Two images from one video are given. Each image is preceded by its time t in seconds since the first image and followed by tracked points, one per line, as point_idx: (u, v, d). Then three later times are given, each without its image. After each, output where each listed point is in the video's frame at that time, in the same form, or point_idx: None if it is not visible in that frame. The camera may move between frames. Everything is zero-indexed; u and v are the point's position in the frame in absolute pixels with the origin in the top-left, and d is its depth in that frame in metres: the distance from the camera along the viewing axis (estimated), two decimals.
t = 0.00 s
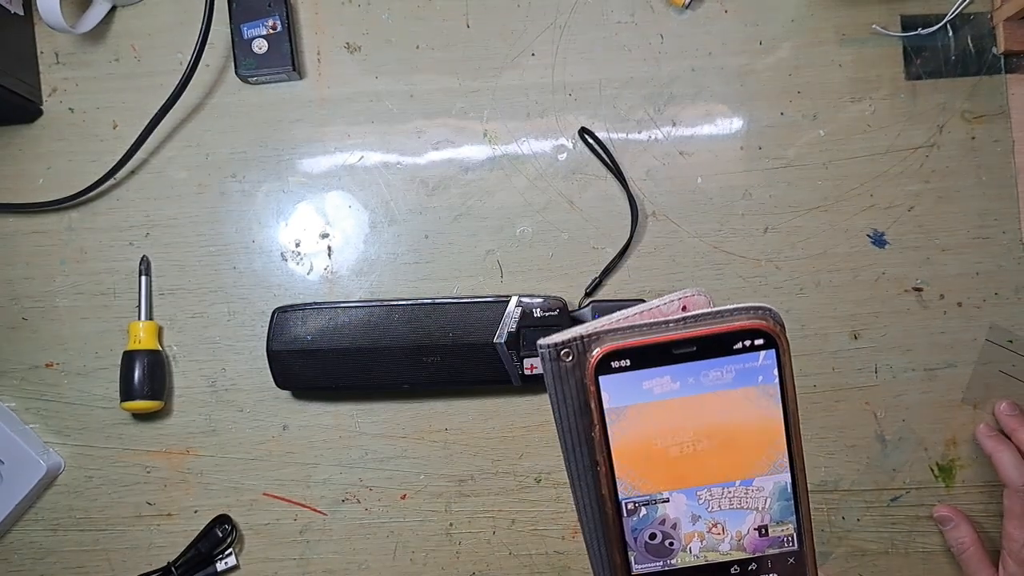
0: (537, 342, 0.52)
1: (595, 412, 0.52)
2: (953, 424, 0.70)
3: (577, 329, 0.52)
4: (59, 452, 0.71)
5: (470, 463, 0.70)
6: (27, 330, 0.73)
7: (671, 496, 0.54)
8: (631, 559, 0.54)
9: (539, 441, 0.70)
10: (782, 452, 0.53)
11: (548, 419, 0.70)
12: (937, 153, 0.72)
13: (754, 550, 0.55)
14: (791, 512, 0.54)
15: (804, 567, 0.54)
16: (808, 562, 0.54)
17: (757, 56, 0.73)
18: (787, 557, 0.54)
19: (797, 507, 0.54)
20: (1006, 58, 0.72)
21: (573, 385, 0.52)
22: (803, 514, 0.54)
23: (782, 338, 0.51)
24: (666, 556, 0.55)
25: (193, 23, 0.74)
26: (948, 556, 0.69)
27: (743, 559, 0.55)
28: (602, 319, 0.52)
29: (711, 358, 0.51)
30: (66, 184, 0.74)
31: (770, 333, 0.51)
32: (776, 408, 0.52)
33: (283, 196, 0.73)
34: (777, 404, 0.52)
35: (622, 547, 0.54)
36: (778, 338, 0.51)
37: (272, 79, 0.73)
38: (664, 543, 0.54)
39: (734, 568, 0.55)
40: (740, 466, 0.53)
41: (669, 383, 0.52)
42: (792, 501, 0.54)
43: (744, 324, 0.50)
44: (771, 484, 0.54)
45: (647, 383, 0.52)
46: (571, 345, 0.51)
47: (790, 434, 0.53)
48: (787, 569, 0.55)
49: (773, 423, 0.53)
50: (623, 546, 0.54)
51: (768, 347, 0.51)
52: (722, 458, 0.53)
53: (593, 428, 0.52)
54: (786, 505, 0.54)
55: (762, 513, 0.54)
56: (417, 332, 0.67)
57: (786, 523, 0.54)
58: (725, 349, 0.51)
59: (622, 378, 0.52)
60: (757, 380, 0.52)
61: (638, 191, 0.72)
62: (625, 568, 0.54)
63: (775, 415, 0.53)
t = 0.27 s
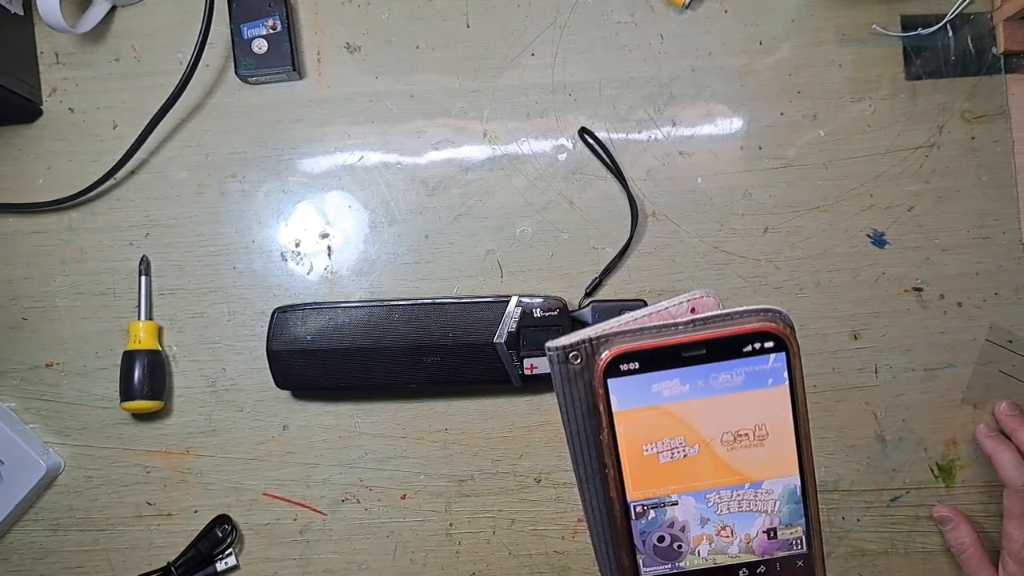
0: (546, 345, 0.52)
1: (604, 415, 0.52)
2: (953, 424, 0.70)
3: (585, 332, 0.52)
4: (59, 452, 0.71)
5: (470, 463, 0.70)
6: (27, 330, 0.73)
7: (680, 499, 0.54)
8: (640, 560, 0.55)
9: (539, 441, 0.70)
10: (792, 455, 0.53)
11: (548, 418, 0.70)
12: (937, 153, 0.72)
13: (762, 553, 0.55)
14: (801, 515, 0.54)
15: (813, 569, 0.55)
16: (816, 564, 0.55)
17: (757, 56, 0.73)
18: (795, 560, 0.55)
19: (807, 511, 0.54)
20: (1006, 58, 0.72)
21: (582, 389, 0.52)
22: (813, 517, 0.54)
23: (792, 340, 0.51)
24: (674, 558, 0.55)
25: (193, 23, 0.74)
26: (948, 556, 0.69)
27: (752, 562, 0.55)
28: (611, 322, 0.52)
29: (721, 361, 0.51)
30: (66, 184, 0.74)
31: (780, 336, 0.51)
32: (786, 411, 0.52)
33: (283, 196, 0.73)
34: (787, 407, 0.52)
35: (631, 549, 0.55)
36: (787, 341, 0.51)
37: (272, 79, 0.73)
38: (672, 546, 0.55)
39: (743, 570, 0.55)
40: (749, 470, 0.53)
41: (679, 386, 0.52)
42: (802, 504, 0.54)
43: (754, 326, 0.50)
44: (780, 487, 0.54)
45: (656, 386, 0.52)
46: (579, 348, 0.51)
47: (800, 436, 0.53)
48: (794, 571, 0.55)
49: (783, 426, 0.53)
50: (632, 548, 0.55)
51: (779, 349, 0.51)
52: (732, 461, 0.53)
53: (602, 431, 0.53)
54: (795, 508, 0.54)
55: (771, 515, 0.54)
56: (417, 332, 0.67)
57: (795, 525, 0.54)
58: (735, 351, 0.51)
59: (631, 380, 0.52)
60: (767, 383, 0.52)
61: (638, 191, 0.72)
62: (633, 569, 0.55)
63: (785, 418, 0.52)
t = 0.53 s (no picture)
0: (561, 346, 0.52)
1: (618, 415, 0.52)
2: (953, 424, 0.70)
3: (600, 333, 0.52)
4: (60, 452, 0.71)
5: (470, 463, 0.70)
6: (27, 330, 0.73)
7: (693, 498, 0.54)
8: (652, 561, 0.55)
9: (539, 441, 0.70)
10: (804, 456, 0.53)
11: (548, 419, 0.70)
12: (937, 153, 0.72)
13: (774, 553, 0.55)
14: (812, 515, 0.54)
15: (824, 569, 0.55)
16: (827, 563, 0.55)
17: (757, 56, 0.73)
18: (807, 559, 0.55)
19: (819, 511, 0.54)
20: (1006, 58, 0.72)
21: (596, 389, 0.52)
22: (824, 517, 0.54)
23: (807, 342, 0.51)
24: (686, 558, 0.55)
25: (193, 23, 0.74)
26: (947, 556, 0.69)
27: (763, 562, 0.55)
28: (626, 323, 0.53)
29: (736, 363, 0.52)
30: (66, 184, 0.74)
31: (795, 338, 0.51)
32: (800, 412, 0.52)
33: (283, 196, 0.73)
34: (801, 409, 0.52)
35: (644, 549, 0.54)
36: (802, 343, 0.51)
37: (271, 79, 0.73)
38: (685, 545, 0.55)
39: (754, 570, 0.55)
40: (763, 470, 0.53)
41: (694, 388, 0.52)
42: (814, 505, 0.54)
43: (769, 328, 0.51)
44: (792, 487, 0.54)
45: (671, 387, 0.52)
46: (594, 349, 0.51)
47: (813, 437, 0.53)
48: (806, 570, 0.55)
49: (797, 427, 0.53)
50: (645, 549, 0.54)
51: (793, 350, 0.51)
52: (745, 461, 0.53)
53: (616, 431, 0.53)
54: (807, 508, 0.54)
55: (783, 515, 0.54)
56: (416, 332, 0.67)
57: (806, 525, 0.54)
58: (750, 353, 0.51)
59: (646, 381, 0.52)
60: (781, 384, 0.52)
61: (638, 191, 0.72)
62: (646, 569, 0.55)
63: (800, 419, 0.52)
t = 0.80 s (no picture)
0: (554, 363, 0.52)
1: (615, 428, 0.52)
2: (953, 424, 0.70)
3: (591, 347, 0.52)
4: (60, 452, 0.71)
5: (470, 463, 0.70)
6: (27, 330, 0.73)
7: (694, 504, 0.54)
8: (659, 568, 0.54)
9: (539, 442, 0.70)
10: (803, 454, 0.53)
11: (548, 418, 0.70)
12: (937, 153, 0.72)
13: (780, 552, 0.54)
14: (814, 512, 0.54)
15: (830, 565, 0.55)
16: (832, 558, 0.55)
17: (757, 56, 0.73)
18: (812, 556, 0.54)
19: (820, 507, 0.54)
20: (1006, 58, 0.72)
21: (591, 403, 0.52)
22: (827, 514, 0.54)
23: (795, 343, 0.51)
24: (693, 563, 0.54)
25: (193, 23, 0.74)
26: (947, 556, 0.69)
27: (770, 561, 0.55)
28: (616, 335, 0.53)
29: (727, 367, 0.52)
30: (66, 184, 0.74)
31: (783, 339, 0.51)
32: (795, 412, 0.52)
33: (283, 196, 0.73)
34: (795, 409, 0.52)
35: (650, 558, 0.54)
36: (791, 343, 0.51)
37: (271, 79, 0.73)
38: (690, 551, 0.54)
39: (762, 571, 0.55)
40: (762, 472, 0.53)
41: (687, 395, 0.52)
42: (814, 501, 0.54)
43: (757, 330, 0.51)
44: (792, 485, 0.54)
45: (665, 396, 0.52)
46: (587, 363, 0.52)
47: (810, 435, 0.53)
48: (813, 568, 0.55)
49: (793, 427, 0.53)
50: (652, 557, 0.54)
51: (782, 351, 0.51)
52: (744, 464, 0.53)
53: (614, 443, 0.53)
54: (809, 505, 0.54)
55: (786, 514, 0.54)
56: (417, 332, 0.67)
57: (810, 522, 0.54)
58: (740, 357, 0.51)
59: (640, 392, 0.52)
60: (773, 386, 0.52)
61: (638, 191, 0.72)
62: None
63: (795, 418, 0.52)
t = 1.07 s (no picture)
0: (558, 391, 0.49)
1: (625, 453, 0.49)
2: (953, 424, 0.70)
3: (594, 371, 0.50)
4: (59, 452, 0.71)
5: (470, 463, 0.70)
6: (27, 330, 0.73)
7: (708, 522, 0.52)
8: None
9: (539, 441, 0.70)
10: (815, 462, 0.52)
11: (548, 418, 0.70)
12: (937, 153, 0.72)
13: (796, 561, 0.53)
14: (827, 517, 0.53)
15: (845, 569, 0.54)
16: (847, 562, 0.54)
17: (757, 56, 0.73)
18: (827, 560, 0.54)
19: (833, 512, 0.53)
20: (1006, 58, 0.72)
21: (599, 430, 0.49)
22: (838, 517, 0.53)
23: (803, 353, 0.50)
24: None
25: (193, 23, 0.74)
26: (947, 556, 0.69)
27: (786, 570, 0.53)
28: (620, 358, 0.50)
29: (736, 383, 0.50)
30: (66, 184, 0.74)
31: (791, 350, 0.50)
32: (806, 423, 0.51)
33: (283, 196, 0.73)
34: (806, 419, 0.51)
35: None
36: (798, 354, 0.50)
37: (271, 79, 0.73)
38: (707, 567, 0.52)
39: None
40: (776, 483, 0.52)
41: (697, 414, 0.50)
42: (827, 507, 0.53)
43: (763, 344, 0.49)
44: (805, 493, 0.53)
45: (675, 416, 0.50)
46: (592, 389, 0.49)
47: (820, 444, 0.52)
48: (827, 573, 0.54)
49: (804, 436, 0.51)
50: None
51: (790, 362, 0.50)
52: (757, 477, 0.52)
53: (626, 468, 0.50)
54: (822, 511, 0.53)
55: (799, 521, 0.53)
56: (417, 332, 0.67)
57: (823, 527, 0.53)
58: (748, 372, 0.50)
59: (649, 414, 0.49)
60: (783, 398, 0.51)
61: (638, 191, 0.72)
62: None
63: (806, 428, 0.51)
